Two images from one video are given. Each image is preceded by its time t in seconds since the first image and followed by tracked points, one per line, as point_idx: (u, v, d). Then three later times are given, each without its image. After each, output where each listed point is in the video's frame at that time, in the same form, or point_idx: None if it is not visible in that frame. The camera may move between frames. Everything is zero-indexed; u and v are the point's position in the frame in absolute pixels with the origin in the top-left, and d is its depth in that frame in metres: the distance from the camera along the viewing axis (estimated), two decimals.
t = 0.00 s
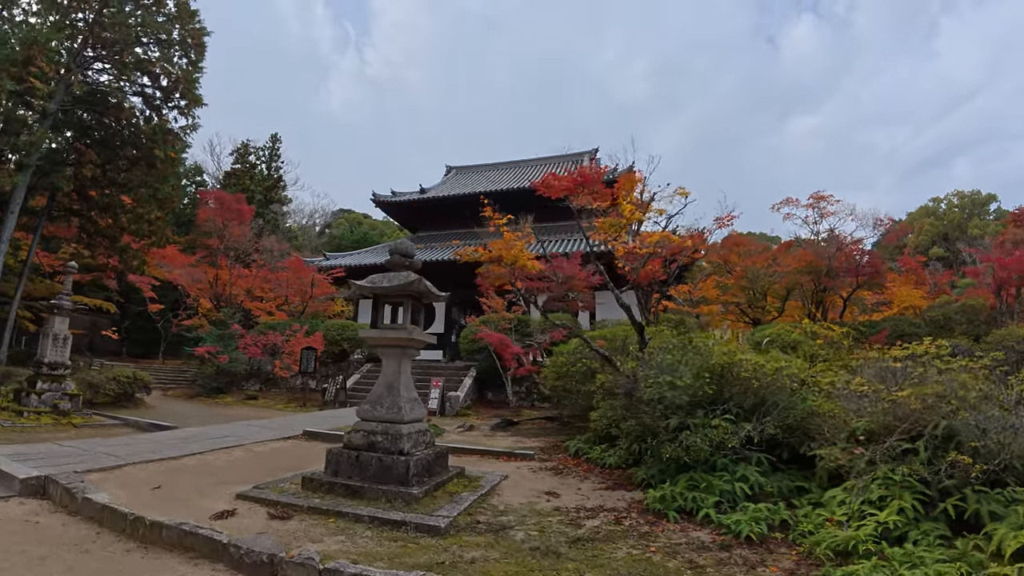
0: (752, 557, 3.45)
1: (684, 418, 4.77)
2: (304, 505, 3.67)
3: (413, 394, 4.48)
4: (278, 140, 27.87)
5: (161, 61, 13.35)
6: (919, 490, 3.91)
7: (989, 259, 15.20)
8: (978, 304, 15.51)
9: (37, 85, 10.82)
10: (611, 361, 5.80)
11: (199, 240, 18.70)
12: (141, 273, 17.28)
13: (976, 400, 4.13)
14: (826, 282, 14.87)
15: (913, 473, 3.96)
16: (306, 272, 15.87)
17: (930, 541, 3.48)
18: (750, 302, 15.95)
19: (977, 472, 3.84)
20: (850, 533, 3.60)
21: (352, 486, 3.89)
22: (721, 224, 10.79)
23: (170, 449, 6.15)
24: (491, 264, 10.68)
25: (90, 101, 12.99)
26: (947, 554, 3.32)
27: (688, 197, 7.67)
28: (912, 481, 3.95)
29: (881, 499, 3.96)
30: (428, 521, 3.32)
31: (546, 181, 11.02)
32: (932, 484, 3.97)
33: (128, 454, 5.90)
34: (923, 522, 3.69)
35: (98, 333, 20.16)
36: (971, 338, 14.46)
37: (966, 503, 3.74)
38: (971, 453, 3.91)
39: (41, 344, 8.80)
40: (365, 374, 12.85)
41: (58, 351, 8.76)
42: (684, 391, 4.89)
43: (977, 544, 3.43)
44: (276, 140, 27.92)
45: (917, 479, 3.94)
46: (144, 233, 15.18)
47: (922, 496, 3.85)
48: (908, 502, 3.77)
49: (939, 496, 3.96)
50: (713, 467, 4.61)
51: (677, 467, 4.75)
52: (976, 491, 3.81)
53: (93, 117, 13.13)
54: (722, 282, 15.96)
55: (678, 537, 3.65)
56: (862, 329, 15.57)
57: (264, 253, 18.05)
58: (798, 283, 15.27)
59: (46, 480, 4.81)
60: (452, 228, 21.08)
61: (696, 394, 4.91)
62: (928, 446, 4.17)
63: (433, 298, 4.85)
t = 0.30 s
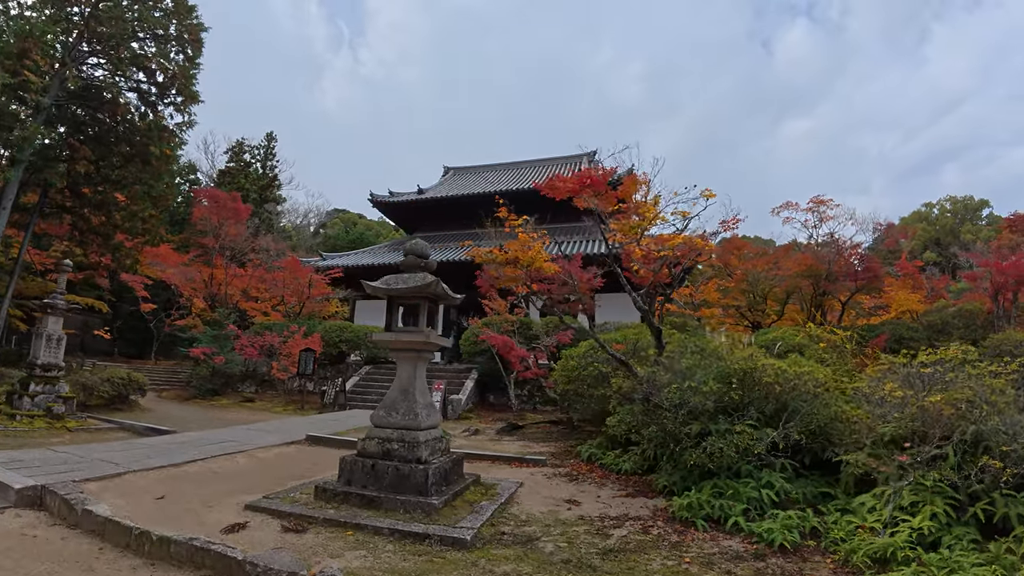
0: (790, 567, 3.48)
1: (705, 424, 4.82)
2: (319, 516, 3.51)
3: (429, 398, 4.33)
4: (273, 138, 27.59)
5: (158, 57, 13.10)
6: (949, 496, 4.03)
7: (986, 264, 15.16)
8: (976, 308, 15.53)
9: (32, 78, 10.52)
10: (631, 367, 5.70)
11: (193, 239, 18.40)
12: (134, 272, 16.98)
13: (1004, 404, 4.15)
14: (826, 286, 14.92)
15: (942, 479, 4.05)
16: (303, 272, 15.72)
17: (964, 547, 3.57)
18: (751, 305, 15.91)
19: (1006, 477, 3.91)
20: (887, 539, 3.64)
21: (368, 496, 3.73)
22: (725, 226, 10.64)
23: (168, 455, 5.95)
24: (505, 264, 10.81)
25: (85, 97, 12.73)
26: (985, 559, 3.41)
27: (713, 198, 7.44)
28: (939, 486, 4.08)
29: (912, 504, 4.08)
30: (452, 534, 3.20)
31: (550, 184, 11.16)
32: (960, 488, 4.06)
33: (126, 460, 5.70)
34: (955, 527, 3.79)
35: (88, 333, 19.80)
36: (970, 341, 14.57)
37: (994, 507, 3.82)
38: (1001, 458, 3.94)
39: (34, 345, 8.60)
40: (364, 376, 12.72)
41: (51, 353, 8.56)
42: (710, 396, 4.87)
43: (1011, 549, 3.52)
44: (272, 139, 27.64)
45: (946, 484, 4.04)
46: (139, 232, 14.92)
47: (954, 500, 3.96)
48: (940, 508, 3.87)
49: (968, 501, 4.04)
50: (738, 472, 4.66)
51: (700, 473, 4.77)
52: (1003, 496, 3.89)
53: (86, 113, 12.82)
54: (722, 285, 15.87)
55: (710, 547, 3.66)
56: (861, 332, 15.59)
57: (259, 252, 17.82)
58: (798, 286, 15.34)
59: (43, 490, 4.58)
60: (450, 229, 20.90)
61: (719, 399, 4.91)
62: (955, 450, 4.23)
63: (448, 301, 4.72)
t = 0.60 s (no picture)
0: (826, 567, 3.52)
1: (728, 424, 4.78)
2: (342, 523, 3.39)
3: (450, 400, 4.23)
4: (270, 137, 27.38)
5: (158, 53, 12.90)
6: (979, 494, 3.96)
7: (985, 267, 15.13)
8: (975, 311, 15.67)
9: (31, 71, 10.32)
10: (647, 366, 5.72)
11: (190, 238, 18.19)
12: (130, 271, 16.74)
13: None
14: (826, 288, 15.14)
15: (971, 477, 4.00)
16: (302, 271, 15.55)
17: (996, 542, 3.52)
18: (753, 308, 15.87)
19: None
20: (921, 537, 3.67)
21: (391, 501, 3.63)
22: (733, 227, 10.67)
23: (174, 458, 5.80)
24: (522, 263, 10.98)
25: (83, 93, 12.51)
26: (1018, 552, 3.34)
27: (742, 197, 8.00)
28: (967, 483, 4.02)
29: (941, 503, 4.04)
30: (484, 540, 3.12)
31: (559, 182, 11.18)
32: (989, 485, 4.01)
33: (131, 464, 5.55)
34: (984, 524, 3.74)
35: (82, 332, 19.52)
36: (968, 343, 14.73)
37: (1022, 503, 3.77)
38: None
39: (31, 344, 8.43)
40: (366, 377, 12.61)
41: (50, 352, 8.38)
42: (738, 396, 4.82)
43: None
44: (269, 137, 27.43)
45: (974, 481, 4.00)
46: (136, 230, 14.71)
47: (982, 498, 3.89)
48: (971, 505, 3.83)
49: (995, 498, 3.98)
50: (764, 474, 4.70)
51: (724, 475, 4.80)
52: None
53: (83, 109, 12.58)
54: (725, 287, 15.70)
55: (744, 548, 3.73)
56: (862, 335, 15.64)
57: (258, 252, 17.65)
58: (799, 288, 15.48)
59: (48, 497, 4.29)
60: (450, 229, 20.78)
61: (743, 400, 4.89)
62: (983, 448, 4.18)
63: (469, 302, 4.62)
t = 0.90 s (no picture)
0: (862, 570, 3.49)
1: (753, 427, 4.75)
2: (365, 532, 3.27)
3: (471, 403, 4.10)
4: (268, 136, 27.16)
5: (158, 50, 12.69)
6: (1009, 493, 3.90)
7: (986, 269, 15.07)
8: (976, 312, 15.75)
9: (30, 66, 10.12)
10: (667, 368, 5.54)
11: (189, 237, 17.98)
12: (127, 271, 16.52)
13: None
14: (829, 289, 15.39)
15: (1001, 476, 3.95)
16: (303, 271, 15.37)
17: None
18: (757, 310, 15.71)
19: None
20: (956, 537, 3.60)
21: (415, 509, 3.50)
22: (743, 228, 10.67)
23: (180, 463, 5.64)
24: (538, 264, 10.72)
25: (82, 90, 12.30)
26: None
27: (769, 198, 8.15)
28: (997, 483, 3.96)
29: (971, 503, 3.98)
30: (516, 548, 3.02)
31: (567, 181, 11.09)
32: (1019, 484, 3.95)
33: (136, 469, 5.39)
34: (1017, 523, 3.67)
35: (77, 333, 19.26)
36: (969, 344, 14.80)
37: None
38: None
39: (30, 345, 8.24)
40: (369, 378, 12.47)
41: (49, 354, 8.20)
42: (763, 399, 4.77)
43: None
44: (267, 137, 27.22)
45: (1005, 481, 3.94)
46: (134, 229, 14.50)
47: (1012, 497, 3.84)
48: (1002, 505, 3.76)
49: None
50: (791, 477, 4.65)
51: (749, 479, 4.75)
52: None
53: (80, 106, 12.32)
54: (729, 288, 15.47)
55: (779, 553, 3.69)
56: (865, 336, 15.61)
57: (257, 252, 17.46)
58: (802, 290, 15.53)
59: (52, 506, 4.09)
60: (450, 230, 20.63)
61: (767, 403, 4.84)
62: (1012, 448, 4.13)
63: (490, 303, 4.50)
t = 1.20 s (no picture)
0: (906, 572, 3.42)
1: (782, 427, 4.68)
2: (389, 541, 3.11)
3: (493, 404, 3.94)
4: (267, 135, 26.94)
5: (158, 45, 12.46)
6: None
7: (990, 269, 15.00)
8: (980, 313, 15.66)
9: (29, 61, 9.91)
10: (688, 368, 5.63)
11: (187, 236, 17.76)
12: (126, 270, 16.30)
13: None
14: (835, 290, 15.29)
15: None
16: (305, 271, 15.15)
17: None
18: (761, 310, 15.61)
19: None
20: (997, 533, 3.49)
21: (439, 515, 3.34)
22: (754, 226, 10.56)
23: (185, 466, 5.47)
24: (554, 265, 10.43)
25: (81, 86, 12.08)
26: None
27: (802, 190, 8.31)
28: None
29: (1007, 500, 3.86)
30: (552, 557, 2.90)
31: (575, 180, 10.92)
32: None
33: (138, 473, 5.20)
34: None
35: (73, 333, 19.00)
36: (974, 344, 14.70)
37: None
38: None
39: (27, 345, 8.04)
40: (373, 379, 12.32)
41: (48, 353, 8.00)
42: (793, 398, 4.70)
43: None
44: (266, 136, 27.00)
45: None
46: (133, 228, 14.27)
47: None
48: None
49: None
50: (822, 478, 4.59)
51: (779, 481, 4.68)
52: None
53: (77, 103, 12.18)
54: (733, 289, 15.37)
55: (819, 556, 3.64)
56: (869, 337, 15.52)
57: (257, 251, 17.26)
58: (809, 290, 15.38)
59: (54, 514, 3.87)
60: (452, 229, 20.47)
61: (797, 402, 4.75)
62: None
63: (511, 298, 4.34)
